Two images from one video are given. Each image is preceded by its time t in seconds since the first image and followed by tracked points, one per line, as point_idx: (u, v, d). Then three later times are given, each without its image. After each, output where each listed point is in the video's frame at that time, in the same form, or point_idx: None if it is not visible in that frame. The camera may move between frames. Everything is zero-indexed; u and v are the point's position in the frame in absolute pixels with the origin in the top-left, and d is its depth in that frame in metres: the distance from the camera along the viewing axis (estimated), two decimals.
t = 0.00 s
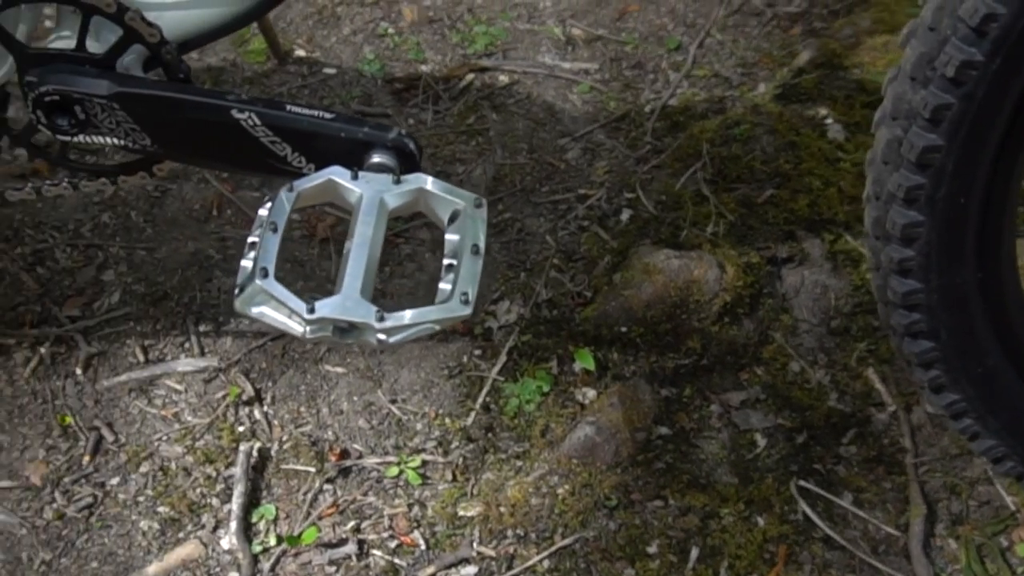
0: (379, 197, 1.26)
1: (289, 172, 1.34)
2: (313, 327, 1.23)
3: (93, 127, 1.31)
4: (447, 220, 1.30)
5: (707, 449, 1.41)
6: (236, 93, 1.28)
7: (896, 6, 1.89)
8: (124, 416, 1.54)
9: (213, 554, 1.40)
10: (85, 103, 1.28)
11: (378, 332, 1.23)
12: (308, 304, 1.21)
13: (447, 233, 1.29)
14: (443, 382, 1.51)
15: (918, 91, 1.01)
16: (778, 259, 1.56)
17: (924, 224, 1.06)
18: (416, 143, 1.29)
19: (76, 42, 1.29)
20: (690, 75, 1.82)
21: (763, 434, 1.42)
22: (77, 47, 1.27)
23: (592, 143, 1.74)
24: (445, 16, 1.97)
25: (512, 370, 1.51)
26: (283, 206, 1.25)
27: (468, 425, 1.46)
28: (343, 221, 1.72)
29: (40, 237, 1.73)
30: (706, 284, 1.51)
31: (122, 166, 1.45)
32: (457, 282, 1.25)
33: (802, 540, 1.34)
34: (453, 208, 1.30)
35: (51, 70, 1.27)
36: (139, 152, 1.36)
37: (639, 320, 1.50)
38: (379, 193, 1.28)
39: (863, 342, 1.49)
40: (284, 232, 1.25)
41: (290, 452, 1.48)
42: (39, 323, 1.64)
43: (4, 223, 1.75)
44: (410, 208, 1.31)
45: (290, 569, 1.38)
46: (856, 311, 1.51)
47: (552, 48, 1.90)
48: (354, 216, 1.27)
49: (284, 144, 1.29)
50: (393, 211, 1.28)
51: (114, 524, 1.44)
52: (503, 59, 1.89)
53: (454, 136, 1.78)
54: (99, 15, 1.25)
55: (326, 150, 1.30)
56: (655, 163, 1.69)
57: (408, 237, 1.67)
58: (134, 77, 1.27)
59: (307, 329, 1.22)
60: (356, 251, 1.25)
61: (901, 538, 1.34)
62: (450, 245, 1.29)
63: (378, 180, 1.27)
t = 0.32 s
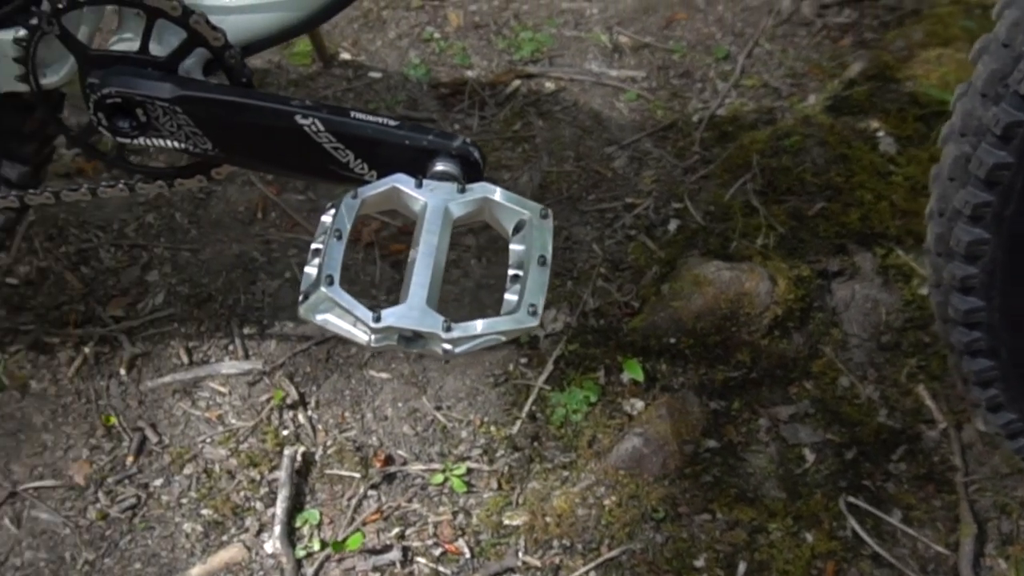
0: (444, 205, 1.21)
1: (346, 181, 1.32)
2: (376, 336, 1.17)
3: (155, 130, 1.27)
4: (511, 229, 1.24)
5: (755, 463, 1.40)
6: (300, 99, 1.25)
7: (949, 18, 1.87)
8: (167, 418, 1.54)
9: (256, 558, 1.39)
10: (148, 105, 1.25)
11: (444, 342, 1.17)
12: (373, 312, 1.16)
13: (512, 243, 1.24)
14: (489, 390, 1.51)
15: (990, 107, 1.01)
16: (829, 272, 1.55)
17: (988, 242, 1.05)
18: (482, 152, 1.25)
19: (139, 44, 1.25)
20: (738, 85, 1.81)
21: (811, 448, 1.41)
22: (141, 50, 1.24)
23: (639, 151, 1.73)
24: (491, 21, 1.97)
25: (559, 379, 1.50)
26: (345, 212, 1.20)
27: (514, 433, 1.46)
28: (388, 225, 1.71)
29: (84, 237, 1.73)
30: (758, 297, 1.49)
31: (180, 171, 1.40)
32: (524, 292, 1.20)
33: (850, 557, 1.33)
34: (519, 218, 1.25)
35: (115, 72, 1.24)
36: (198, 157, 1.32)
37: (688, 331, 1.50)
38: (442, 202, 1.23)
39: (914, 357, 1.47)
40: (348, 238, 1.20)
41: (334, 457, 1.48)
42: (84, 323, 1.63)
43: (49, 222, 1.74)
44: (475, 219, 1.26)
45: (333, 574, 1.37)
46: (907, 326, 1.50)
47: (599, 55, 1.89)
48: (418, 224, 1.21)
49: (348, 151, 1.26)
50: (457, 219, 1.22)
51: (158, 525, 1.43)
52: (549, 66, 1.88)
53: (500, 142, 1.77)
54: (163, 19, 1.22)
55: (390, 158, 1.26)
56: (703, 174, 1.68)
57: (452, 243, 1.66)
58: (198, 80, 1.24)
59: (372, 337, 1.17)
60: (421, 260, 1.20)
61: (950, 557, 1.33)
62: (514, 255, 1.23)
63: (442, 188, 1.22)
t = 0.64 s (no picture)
0: (511, 214, 1.21)
1: (408, 184, 1.30)
2: (444, 344, 1.17)
3: (218, 133, 1.26)
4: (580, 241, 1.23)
5: (806, 478, 1.39)
6: (367, 104, 1.23)
7: (1003, 32, 1.86)
8: (213, 419, 1.54)
9: (301, 562, 1.38)
10: (212, 108, 1.23)
11: (513, 352, 1.17)
12: (443, 320, 1.16)
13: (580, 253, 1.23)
14: (536, 398, 1.50)
15: None
16: (881, 286, 1.54)
17: None
18: (549, 161, 1.24)
19: (205, 46, 1.23)
20: (789, 97, 1.80)
21: (863, 464, 1.40)
22: (206, 53, 1.22)
23: (688, 161, 1.73)
24: (539, 28, 1.96)
25: (607, 389, 1.49)
26: (415, 219, 1.19)
27: (561, 442, 1.45)
28: (435, 230, 1.69)
29: (131, 237, 1.73)
30: (811, 310, 1.48)
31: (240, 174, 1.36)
32: (593, 304, 1.19)
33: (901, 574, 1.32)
34: (586, 228, 1.24)
35: (180, 75, 1.22)
36: (258, 159, 1.31)
37: (739, 343, 1.48)
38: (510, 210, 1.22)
39: (967, 374, 1.46)
40: (416, 245, 1.19)
41: (380, 463, 1.47)
42: (130, 323, 1.63)
43: (95, 222, 1.75)
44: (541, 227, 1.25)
45: None
46: (960, 342, 1.49)
47: (648, 63, 1.88)
48: (486, 232, 1.21)
49: (414, 157, 1.25)
50: (524, 229, 1.21)
51: (203, 527, 1.43)
52: (597, 73, 1.88)
53: (548, 149, 1.76)
54: (231, 21, 1.18)
55: (455, 165, 1.25)
56: (754, 185, 1.68)
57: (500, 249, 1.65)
58: (266, 83, 1.22)
59: (440, 345, 1.17)
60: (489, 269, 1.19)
61: None
62: (582, 266, 1.22)
63: (510, 198, 1.21)
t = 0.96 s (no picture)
0: (581, 222, 1.20)
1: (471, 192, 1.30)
2: (514, 352, 1.16)
3: (283, 136, 1.26)
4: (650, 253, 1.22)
5: (858, 493, 1.38)
6: (435, 109, 1.23)
7: None
8: (259, 421, 1.53)
9: (347, 566, 1.38)
10: (278, 111, 1.23)
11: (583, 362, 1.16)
12: (513, 329, 1.15)
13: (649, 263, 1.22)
14: (585, 407, 1.50)
15: None
16: (936, 301, 1.53)
17: None
18: (618, 170, 1.23)
19: (272, 49, 1.22)
20: (842, 109, 1.80)
21: (916, 480, 1.39)
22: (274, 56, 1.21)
23: (739, 171, 1.72)
24: (588, 34, 1.95)
25: (657, 400, 1.48)
26: (482, 227, 1.19)
27: (610, 452, 1.44)
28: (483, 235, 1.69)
29: (178, 237, 1.73)
30: (866, 323, 1.47)
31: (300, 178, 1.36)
32: (666, 315, 1.18)
33: None
34: (656, 239, 1.23)
35: (247, 77, 1.22)
36: (322, 164, 1.31)
37: (792, 356, 1.47)
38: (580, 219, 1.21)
39: (1022, 392, 1.45)
40: (485, 252, 1.19)
41: (427, 468, 1.46)
42: (177, 323, 1.62)
43: (142, 221, 1.74)
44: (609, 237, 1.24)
45: None
46: (1016, 359, 1.48)
47: (698, 72, 1.88)
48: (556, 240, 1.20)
49: (482, 164, 1.24)
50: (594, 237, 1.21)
51: (249, 529, 1.42)
52: (647, 81, 1.87)
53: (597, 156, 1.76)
54: (299, 23, 1.18)
55: (522, 173, 1.24)
56: (805, 197, 1.67)
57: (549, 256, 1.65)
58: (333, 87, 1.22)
59: (510, 353, 1.16)
60: (559, 278, 1.19)
61: None
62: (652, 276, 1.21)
63: (580, 206, 1.20)
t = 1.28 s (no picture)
0: (651, 233, 1.19)
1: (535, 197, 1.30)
2: (585, 362, 1.16)
3: (348, 140, 1.26)
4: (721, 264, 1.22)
5: (911, 508, 1.37)
6: (504, 116, 1.23)
7: None
8: (306, 424, 1.52)
9: (395, 571, 1.37)
10: (344, 115, 1.23)
11: (655, 372, 1.16)
12: (585, 339, 1.15)
13: (720, 274, 1.23)
14: (635, 416, 1.49)
15: None
16: (993, 316, 1.52)
17: None
18: (688, 182, 1.22)
19: (338, 53, 1.21)
20: (895, 120, 1.78)
21: (971, 496, 1.38)
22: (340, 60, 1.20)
23: (790, 181, 1.71)
24: (637, 41, 1.94)
25: (709, 411, 1.48)
26: (552, 237, 1.19)
27: (661, 462, 1.44)
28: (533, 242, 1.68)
29: (226, 238, 1.72)
30: (923, 337, 1.45)
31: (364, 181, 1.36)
32: (738, 327, 1.18)
33: None
34: (726, 250, 1.22)
35: (312, 80, 1.22)
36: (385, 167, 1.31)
37: (847, 369, 1.46)
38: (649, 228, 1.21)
39: None
40: (555, 260, 1.19)
41: (476, 475, 1.45)
42: (224, 324, 1.62)
43: (190, 222, 1.74)
44: (677, 246, 1.24)
45: None
46: None
47: (749, 81, 1.87)
48: (625, 250, 1.19)
49: (550, 171, 1.24)
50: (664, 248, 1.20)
51: (296, 532, 1.42)
52: (697, 89, 1.86)
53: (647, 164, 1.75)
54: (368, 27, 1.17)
55: (589, 181, 1.24)
56: (858, 209, 1.66)
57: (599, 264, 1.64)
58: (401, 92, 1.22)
59: (581, 363, 1.17)
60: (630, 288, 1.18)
61: None
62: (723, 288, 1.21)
63: (650, 216, 1.20)
